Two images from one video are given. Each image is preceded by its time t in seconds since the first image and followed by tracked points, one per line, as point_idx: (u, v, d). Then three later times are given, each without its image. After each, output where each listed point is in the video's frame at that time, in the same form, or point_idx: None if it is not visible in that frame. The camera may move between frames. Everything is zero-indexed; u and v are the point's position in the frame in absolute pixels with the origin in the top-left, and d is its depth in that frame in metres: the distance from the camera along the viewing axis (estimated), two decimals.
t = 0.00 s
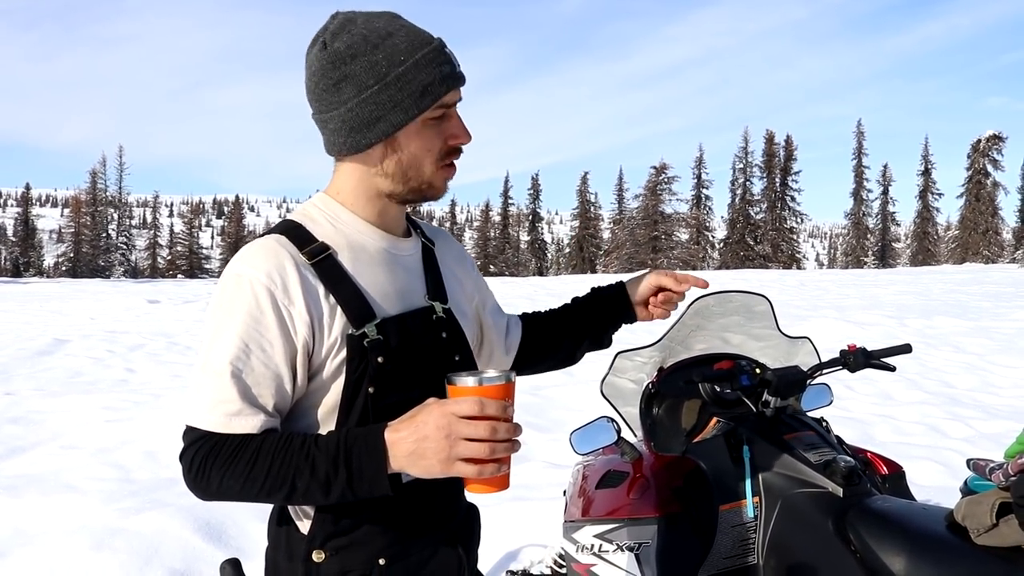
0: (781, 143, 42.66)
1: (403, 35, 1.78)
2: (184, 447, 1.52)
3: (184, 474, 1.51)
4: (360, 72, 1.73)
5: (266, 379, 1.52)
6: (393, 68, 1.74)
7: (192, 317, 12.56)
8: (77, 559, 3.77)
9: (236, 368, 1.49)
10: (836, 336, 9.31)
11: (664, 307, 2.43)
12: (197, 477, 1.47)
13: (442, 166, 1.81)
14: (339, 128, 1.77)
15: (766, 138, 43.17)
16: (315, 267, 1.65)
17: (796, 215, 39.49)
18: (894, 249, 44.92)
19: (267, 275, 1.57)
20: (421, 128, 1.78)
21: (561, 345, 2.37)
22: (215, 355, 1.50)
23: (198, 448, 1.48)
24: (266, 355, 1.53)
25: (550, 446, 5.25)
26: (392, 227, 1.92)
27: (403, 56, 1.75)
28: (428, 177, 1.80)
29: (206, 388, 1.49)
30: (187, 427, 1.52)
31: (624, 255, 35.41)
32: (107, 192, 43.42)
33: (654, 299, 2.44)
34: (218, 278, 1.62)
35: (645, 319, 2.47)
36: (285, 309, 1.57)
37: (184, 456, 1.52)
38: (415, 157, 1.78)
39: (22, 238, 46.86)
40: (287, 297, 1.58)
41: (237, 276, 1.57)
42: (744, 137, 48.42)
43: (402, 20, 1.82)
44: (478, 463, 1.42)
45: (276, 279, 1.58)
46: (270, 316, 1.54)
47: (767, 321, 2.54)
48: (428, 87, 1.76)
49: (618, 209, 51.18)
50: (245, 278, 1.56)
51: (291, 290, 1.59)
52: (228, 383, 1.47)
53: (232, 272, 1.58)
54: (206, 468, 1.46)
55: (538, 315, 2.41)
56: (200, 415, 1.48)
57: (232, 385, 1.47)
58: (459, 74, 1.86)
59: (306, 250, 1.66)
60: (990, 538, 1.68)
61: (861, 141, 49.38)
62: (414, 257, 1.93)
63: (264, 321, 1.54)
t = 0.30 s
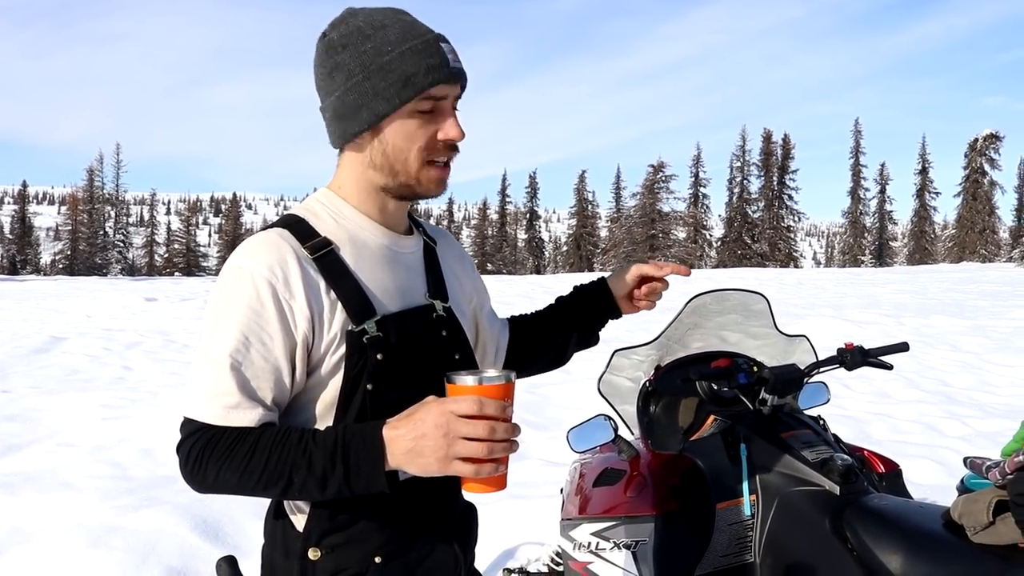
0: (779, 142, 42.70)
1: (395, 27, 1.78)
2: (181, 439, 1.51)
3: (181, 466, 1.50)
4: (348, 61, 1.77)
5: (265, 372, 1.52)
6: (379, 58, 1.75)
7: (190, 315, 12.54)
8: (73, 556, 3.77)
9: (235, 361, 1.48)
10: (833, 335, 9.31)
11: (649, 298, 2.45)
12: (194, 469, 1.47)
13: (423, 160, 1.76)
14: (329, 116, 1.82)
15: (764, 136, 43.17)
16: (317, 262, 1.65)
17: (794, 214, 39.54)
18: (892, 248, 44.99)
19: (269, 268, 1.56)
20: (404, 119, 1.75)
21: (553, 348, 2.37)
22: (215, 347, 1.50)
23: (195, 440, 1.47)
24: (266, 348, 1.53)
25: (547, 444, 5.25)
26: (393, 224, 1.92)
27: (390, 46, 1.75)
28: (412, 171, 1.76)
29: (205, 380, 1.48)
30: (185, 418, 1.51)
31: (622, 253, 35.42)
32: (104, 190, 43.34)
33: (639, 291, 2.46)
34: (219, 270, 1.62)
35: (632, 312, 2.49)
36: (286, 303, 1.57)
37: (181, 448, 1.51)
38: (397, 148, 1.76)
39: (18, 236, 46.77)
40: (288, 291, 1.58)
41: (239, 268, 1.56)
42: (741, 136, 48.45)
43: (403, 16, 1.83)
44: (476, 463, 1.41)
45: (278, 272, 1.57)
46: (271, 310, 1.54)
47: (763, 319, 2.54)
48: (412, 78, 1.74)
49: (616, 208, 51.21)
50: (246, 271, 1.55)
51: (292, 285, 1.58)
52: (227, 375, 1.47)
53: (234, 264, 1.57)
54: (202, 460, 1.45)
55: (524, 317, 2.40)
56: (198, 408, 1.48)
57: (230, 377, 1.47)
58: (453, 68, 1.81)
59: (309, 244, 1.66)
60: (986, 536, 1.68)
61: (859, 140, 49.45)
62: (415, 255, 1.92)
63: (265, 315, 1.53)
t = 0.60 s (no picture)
0: (776, 140, 42.73)
1: (375, 19, 1.79)
2: (182, 433, 1.49)
3: (180, 460, 1.48)
4: (331, 55, 1.83)
5: (267, 365, 1.51)
6: (353, 51, 1.77)
7: (186, 312, 12.52)
8: (70, 554, 3.75)
9: (239, 353, 1.47)
10: (830, 333, 9.32)
11: (643, 299, 2.47)
12: (195, 462, 1.45)
13: (389, 153, 1.76)
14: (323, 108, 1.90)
15: (761, 134, 43.21)
16: (320, 257, 1.65)
17: (790, 212, 39.59)
18: (888, 246, 45.05)
19: (273, 260, 1.56)
20: (371, 110, 1.76)
21: (548, 347, 2.37)
22: (218, 338, 1.49)
23: (196, 432, 1.46)
24: (269, 340, 1.52)
25: (544, 442, 5.25)
26: (395, 222, 1.92)
27: (362, 38, 1.77)
28: (378, 163, 1.77)
29: (207, 372, 1.47)
30: (185, 411, 1.50)
31: (618, 251, 35.42)
32: (100, 186, 43.21)
33: (631, 292, 2.47)
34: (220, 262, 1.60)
35: (626, 314, 2.51)
36: (289, 296, 1.56)
37: (181, 441, 1.49)
38: (366, 140, 1.77)
39: (13, 232, 46.59)
40: (291, 283, 1.57)
41: (241, 260, 1.55)
42: (738, 134, 48.46)
43: (394, 10, 1.83)
44: (480, 455, 1.42)
45: (281, 265, 1.56)
46: (275, 303, 1.53)
47: (760, 317, 2.54)
48: (376, 69, 1.74)
49: (613, 206, 51.21)
50: (249, 263, 1.54)
51: (295, 278, 1.58)
52: (230, 368, 1.46)
53: (237, 256, 1.56)
54: (203, 454, 1.43)
55: (520, 317, 2.40)
56: (199, 400, 1.46)
57: (234, 370, 1.46)
58: (427, 59, 1.77)
59: (312, 239, 1.66)
60: (982, 533, 1.67)
61: (856, 138, 49.49)
62: (416, 252, 1.92)
63: (268, 308, 1.53)
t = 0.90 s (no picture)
0: (769, 138, 42.84)
1: (357, 19, 1.78)
2: (177, 428, 1.48)
3: (176, 455, 1.47)
4: (318, 57, 1.83)
5: (263, 360, 1.50)
6: (337, 52, 1.76)
7: (179, 310, 12.46)
8: (61, 553, 3.73)
9: (235, 348, 1.46)
10: (823, 331, 9.35)
11: (622, 284, 2.46)
12: (191, 457, 1.44)
13: (377, 151, 1.75)
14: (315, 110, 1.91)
15: (754, 132, 43.30)
16: (317, 253, 1.63)
17: (783, 211, 39.71)
18: (881, 244, 45.23)
19: (270, 255, 1.54)
20: (358, 110, 1.76)
21: (533, 342, 2.36)
22: (215, 333, 1.47)
23: (192, 427, 1.45)
24: (265, 336, 1.51)
25: (538, 440, 5.25)
26: (392, 220, 1.91)
27: (345, 38, 1.76)
28: (367, 162, 1.76)
29: (203, 367, 1.46)
30: (181, 406, 1.48)
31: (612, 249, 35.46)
32: (92, 184, 42.99)
33: (611, 279, 2.47)
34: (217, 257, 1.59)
35: (606, 301, 2.51)
36: (286, 292, 1.55)
37: (175, 436, 1.48)
38: (355, 139, 1.77)
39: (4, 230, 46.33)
40: (289, 279, 1.56)
41: (239, 255, 1.54)
42: (732, 132, 48.58)
43: (378, 9, 1.82)
44: (476, 452, 1.40)
45: (278, 260, 1.55)
46: (272, 298, 1.52)
47: (753, 315, 2.54)
48: (359, 69, 1.73)
49: (607, 204, 51.25)
50: (247, 258, 1.53)
51: (293, 273, 1.57)
52: (226, 362, 1.44)
53: (233, 251, 1.55)
54: (199, 449, 1.43)
55: (506, 315, 2.40)
56: (194, 395, 1.45)
57: (230, 365, 1.45)
58: (410, 56, 1.75)
59: (309, 235, 1.65)
60: (972, 531, 1.68)
61: (849, 136, 49.64)
62: (412, 250, 1.91)
63: (265, 303, 1.52)
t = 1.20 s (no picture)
0: (763, 138, 42.96)
1: (345, 20, 1.77)
2: (170, 428, 1.47)
3: (169, 455, 1.46)
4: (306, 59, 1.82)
5: (255, 361, 1.49)
6: (326, 52, 1.75)
7: (173, 309, 12.42)
8: (54, 552, 3.71)
9: (227, 348, 1.45)
10: (816, 330, 9.37)
11: (606, 277, 2.46)
12: (183, 458, 1.43)
13: (369, 151, 1.74)
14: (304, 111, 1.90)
15: (749, 132, 43.40)
16: (309, 253, 1.62)
17: (777, 210, 39.81)
18: (874, 244, 45.37)
19: (261, 256, 1.53)
20: (348, 110, 1.75)
21: (520, 340, 2.36)
22: (206, 334, 1.47)
23: (184, 427, 1.44)
24: (257, 336, 1.50)
25: (532, 439, 5.24)
26: (384, 219, 1.90)
27: (333, 39, 1.75)
28: (358, 161, 1.76)
29: (196, 367, 1.45)
30: (173, 406, 1.47)
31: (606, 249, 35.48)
32: (85, 181, 42.80)
33: (594, 272, 2.46)
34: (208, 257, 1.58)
35: (592, 294, 2.50)
36: (278, 292, 1.54)
37: (168, 437, 1.47)
38: (345, 139, 1.76)
39: None
40: (280, 279, 1.55)
41: (230, 255, 1.53)
42: (726, 132, 48.68)
43: (366, 8, 1.81)
44: (468, 451, 1.40)
45: (270, 261, 1.54)
46: (263, 299, 1.51)
47: (746, 314, 2.55)
48: (349, 69, 1.72)
49: (601, 204, 51.29)
50: (238, 258, 1.52)
51: (285, 274, 1.56)
52: (218, 363, 1.44)
53: (225, 251, 1.54)
54: (192, 449, 1.42)
55: (492, 311, 2.40)
56: (187, 395, 1.44)
57: (222, 365, 1.44)
58: (399, 55, 1.74)
59: (301, 235, 1.64)
60: (964, 529, 1.68)
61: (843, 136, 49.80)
62: (404, 249, 1.90)
63: (257, 304, 1.51)
